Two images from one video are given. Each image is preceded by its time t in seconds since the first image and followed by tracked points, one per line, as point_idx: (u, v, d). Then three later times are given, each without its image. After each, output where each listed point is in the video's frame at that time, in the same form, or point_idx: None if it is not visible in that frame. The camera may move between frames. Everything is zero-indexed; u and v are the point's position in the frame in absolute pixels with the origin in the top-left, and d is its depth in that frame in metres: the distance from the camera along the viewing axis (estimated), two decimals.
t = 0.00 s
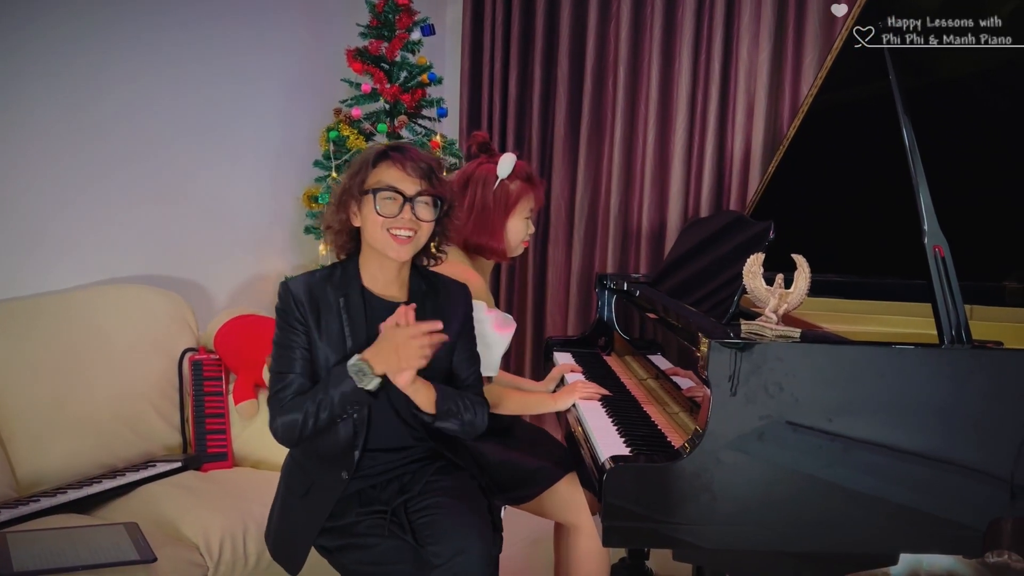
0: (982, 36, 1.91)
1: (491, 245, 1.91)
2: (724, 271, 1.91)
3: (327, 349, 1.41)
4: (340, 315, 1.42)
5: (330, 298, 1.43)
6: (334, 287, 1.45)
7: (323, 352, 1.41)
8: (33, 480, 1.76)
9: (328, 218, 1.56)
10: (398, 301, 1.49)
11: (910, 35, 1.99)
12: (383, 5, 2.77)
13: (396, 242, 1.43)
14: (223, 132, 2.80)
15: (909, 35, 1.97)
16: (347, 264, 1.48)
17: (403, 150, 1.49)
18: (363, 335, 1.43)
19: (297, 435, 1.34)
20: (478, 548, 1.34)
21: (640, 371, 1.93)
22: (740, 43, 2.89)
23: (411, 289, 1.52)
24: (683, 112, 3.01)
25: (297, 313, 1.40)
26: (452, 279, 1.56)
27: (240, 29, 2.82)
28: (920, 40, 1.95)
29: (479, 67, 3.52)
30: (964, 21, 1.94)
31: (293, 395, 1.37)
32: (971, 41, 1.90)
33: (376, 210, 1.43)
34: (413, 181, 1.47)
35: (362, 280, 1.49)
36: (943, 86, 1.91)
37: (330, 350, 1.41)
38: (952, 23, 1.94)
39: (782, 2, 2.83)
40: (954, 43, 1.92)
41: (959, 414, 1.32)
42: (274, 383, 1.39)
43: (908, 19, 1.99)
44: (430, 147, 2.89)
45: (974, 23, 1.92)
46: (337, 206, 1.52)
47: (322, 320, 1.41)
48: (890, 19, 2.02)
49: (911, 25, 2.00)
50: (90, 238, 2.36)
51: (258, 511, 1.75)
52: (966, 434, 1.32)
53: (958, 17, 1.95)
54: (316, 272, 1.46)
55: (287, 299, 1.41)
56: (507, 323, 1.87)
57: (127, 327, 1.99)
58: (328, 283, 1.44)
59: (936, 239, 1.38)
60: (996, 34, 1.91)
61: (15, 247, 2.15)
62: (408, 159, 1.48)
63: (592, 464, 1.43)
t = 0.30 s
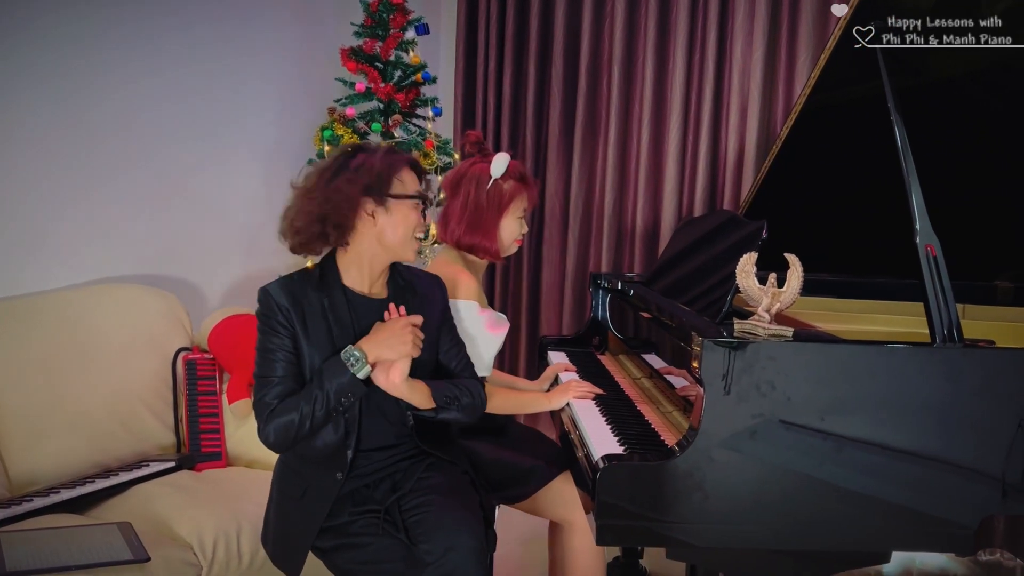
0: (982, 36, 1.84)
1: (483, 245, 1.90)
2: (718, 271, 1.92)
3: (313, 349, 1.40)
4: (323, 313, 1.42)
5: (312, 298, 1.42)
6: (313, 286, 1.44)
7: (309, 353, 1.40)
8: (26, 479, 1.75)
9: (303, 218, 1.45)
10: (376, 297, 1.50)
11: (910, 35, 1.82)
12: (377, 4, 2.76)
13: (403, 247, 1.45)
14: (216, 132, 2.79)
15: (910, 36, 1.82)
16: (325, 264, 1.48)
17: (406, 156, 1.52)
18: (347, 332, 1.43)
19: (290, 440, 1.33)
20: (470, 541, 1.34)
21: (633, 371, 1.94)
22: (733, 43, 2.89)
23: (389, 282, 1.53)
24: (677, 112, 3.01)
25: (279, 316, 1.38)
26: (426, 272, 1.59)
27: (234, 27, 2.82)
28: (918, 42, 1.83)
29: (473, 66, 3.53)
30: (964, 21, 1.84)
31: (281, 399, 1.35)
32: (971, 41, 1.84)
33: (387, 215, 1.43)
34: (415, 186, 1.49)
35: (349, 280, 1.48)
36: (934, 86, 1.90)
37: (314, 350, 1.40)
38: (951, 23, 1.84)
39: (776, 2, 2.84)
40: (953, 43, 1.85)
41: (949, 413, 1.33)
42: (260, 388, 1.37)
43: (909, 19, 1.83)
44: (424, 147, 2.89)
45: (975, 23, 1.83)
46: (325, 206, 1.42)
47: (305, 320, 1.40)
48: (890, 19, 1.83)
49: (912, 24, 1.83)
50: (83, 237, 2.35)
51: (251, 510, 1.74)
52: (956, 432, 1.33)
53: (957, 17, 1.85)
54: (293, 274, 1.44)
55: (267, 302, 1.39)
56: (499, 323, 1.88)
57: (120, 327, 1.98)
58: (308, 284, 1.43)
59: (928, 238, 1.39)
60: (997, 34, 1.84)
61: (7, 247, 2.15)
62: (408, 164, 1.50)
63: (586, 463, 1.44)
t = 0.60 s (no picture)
0: (982, 36, 1.87)
1: (476, 244, 1.90)
2: (712, 272, 1.93)
3: (329, 364, 1.36)
4: (333, 323, 1.39)
5: (320, 309, 1.38)
6: (318, 296, 1.40)
7: (323, 366, 1.35)
8: (21, 481, 1.75)
9: (338, 239, 1.37)
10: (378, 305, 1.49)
11: (910, 35, 1.83)
12: (373, 5, 2.77)
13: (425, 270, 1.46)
14: (211, 132, 2.79)
15: (911, 36, 1.83)
16: (328, 276, 1.44)
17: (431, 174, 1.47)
18: (356, 341, 1.42)
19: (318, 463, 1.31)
20: (470, 535, 1.35)
21: (629, 371, 1.94)
22: (728, 44, 2.90)
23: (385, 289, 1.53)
24: (672, 113, 3.02)
25: (290, 329, 1.33)
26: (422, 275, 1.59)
27: (230, 28, 2.82)
28: (919, 42, 1.83)
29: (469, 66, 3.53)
30: (965, 21, 1.88)
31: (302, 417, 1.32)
32: (971, 41, 1.87)
33: (423, 245, 1.41)
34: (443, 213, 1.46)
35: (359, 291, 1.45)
36: (929, 87, 1.92)
37: (329, 364, 1.36)
38: (951, 23, 1.88)
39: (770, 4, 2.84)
40: (954, 43, 1.88)
41: (943, 413, 1.34)
42: (278, 405, 1.33)
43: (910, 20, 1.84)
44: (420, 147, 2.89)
45: (975, 22, 1.87)
46: (366, 233, 1.35)
47: (319, 334, 1.35)
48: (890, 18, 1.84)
49: (912, 24, 1.83)
50: (78, 237, 2.35)
51: (247, 511, 1.74)
52: (949, 432, 1.34)
53: (957, 16, 1.89)
54: (296, 285, 1.39)
55: (274, 315, 1.34)
56: (492, 324, 1.90)
57: (115, 328, 1.98)
58: (313, 294, 1.39)
59: (922, 239, 1.39)
60: (996, 34, 1.87)
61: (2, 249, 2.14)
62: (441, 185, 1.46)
63: (581, 464, 1.44)
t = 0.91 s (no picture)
0: (982, 36, 1.87)
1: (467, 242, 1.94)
2: (708, 273, 1.93)
3: (343, 386, 1.34)
4: (348, 342, 1.37)
5: (336, 326, 1.36)
6: (334, 314, 1.38)
7: (335, 385, 1.34)
8: (16, 483, 1.74)
9: (370, 263, 1.34)
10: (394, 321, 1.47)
11: (909, 35, 1.87)
12: (370, 6, 2.77)
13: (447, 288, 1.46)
14: (207, 133, 2.79)
15: (911, 36, 1.87)
16: (346, 292, 1.41)
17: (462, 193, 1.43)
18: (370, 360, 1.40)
19: (330, 493, 1.30)
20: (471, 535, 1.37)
21: (625, 372, 1.95)
22: (724, 46, 2.91)
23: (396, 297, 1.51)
24: (668, 115, 3.02)
25: (303, 346, 1.31)
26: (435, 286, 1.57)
27: (226, 28, 2.82)
28: (919, 42, 1.88)
29: (465, 67, 3.53)
30: (964, 21, 1.89)
31: (315, 441, 1.31)
32: (971, 41, 1.87)
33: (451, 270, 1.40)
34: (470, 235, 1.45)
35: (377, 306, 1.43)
36: (926, 88, 1.92)
37: (343, 387, 1.34)
38: (951, 23, 1.90)
39: (766, 5, 2.85)
40: (954, 43, 1.89)
41: (938, 413, 1.34)
42: (289, 421, 1.32)
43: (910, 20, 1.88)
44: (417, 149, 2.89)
45: (974, 22, 1.87)
46: (401, 261, 1.32)
47: (334, 355, 1.34)
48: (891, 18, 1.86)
49: (912, 24, 1.87)
50: (74, 239, 2.34)
51: (244, 512, 1.74)
52: (944, 433, 1.34)
53: (956, 16, 1.90)
54: (311, 299, 1.37)
55: (289, 333, 1.32)
56: (488, 322, 1.86)
57: (112, 329, 1.98)
58: (328, 313, 1.37)
59: (917, 240, 1.40)
60: (996, 34, 1.86)
61: None
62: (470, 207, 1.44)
63: (577, 465, 1.44)
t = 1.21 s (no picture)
0: (982, 36, 1.87)
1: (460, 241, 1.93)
2: (704, 275, 1.93)
3: (337, 389, 1.34)
4: (342, 345, 1.37)
5: (330, 330, 1.37)
6: (329, 318, 1.38)
7: (331, 387, 1.34)
8: (11, 485, 1.73)
9: (368, 269, 1.33)
10: (391, 324, 1.48)
11: (910, 35, 1.84)
12: (368, 7, 2.77)
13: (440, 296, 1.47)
14: (205, 134, 2.79)
15: (911, 36, 1.85)
16: (342, 297, 1.42)
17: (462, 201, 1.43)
18: (365, 363, 1.40)
19: (324, 496, 1.29)
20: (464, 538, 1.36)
21: (622, 374, 1.95)
22: (722, 48, 2.91)
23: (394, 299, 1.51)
24: (666, 117, 3.02)
25: (297, 349, 1.32)
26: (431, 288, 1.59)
27: (224, 29, 2.82)
28: (919, 41, 1.85)
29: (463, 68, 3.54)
30: (964, 21, 1.88)
31: (309, 445, 1.31)
32: (971, 41, 1.87)
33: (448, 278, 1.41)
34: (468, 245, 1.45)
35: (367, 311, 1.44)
36: (923, 89, 1.91)
37: (337, 390, 1.34)
38: (951, 23, 1.88)
39: (763, 6, 2.86)
40: (954, 43, 1.88)
41: (934, 415, 1.34)
42: (285, 424, 1.32)
43: (910, 20, 1.85)
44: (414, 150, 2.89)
45: (974, 22, 1.86)
46: (399, 269, 1.32)
47: (328, 357, 1.34)
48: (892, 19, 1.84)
49: (912, 24, 1.85)
50: (71, 240, 2.34)
51: (241, 514, 1.74)
52: (941, 434, 1.34)
53: (957, 17, 1.88)
54: (306, 303, 1.38)
55: (282, 337, 1.32)
56: (484, 321, 1.87)
57: (109, 330, 1.97)
58: (322, 317, 1.37)
59: (914, 242, 1.40)
60: (996, 34, 1.86)
61: None
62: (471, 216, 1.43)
63: (575, 465, 1.44)
